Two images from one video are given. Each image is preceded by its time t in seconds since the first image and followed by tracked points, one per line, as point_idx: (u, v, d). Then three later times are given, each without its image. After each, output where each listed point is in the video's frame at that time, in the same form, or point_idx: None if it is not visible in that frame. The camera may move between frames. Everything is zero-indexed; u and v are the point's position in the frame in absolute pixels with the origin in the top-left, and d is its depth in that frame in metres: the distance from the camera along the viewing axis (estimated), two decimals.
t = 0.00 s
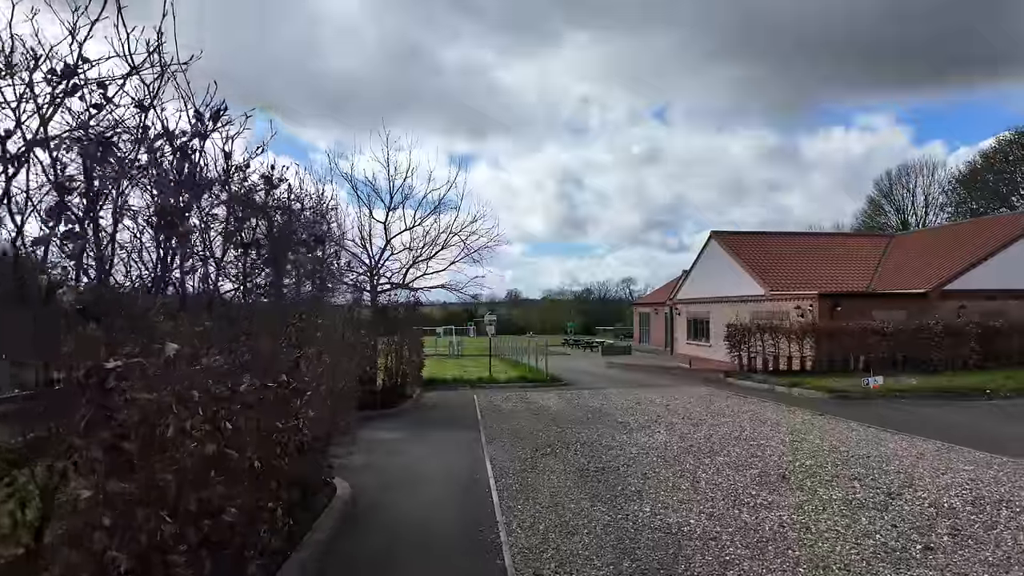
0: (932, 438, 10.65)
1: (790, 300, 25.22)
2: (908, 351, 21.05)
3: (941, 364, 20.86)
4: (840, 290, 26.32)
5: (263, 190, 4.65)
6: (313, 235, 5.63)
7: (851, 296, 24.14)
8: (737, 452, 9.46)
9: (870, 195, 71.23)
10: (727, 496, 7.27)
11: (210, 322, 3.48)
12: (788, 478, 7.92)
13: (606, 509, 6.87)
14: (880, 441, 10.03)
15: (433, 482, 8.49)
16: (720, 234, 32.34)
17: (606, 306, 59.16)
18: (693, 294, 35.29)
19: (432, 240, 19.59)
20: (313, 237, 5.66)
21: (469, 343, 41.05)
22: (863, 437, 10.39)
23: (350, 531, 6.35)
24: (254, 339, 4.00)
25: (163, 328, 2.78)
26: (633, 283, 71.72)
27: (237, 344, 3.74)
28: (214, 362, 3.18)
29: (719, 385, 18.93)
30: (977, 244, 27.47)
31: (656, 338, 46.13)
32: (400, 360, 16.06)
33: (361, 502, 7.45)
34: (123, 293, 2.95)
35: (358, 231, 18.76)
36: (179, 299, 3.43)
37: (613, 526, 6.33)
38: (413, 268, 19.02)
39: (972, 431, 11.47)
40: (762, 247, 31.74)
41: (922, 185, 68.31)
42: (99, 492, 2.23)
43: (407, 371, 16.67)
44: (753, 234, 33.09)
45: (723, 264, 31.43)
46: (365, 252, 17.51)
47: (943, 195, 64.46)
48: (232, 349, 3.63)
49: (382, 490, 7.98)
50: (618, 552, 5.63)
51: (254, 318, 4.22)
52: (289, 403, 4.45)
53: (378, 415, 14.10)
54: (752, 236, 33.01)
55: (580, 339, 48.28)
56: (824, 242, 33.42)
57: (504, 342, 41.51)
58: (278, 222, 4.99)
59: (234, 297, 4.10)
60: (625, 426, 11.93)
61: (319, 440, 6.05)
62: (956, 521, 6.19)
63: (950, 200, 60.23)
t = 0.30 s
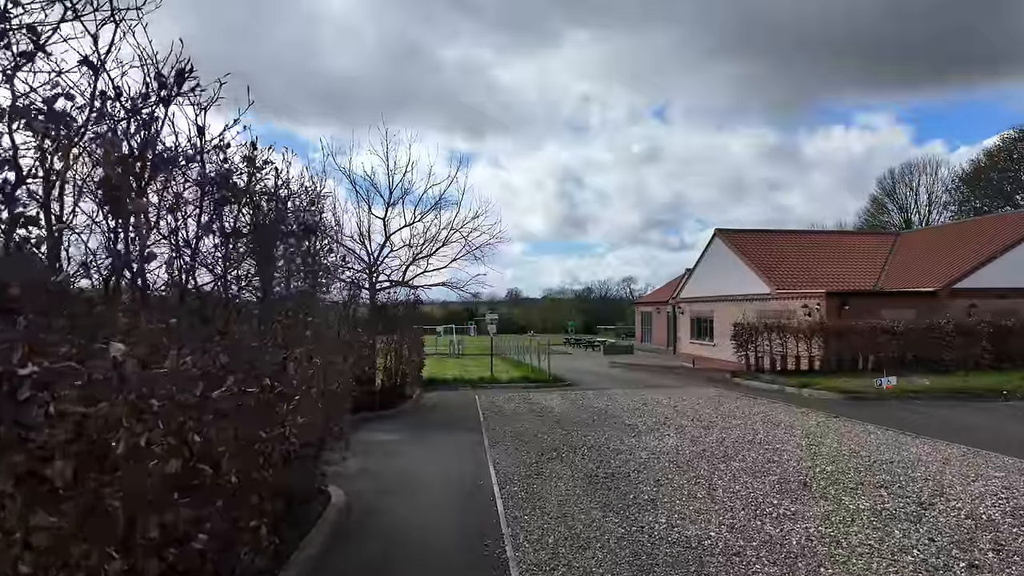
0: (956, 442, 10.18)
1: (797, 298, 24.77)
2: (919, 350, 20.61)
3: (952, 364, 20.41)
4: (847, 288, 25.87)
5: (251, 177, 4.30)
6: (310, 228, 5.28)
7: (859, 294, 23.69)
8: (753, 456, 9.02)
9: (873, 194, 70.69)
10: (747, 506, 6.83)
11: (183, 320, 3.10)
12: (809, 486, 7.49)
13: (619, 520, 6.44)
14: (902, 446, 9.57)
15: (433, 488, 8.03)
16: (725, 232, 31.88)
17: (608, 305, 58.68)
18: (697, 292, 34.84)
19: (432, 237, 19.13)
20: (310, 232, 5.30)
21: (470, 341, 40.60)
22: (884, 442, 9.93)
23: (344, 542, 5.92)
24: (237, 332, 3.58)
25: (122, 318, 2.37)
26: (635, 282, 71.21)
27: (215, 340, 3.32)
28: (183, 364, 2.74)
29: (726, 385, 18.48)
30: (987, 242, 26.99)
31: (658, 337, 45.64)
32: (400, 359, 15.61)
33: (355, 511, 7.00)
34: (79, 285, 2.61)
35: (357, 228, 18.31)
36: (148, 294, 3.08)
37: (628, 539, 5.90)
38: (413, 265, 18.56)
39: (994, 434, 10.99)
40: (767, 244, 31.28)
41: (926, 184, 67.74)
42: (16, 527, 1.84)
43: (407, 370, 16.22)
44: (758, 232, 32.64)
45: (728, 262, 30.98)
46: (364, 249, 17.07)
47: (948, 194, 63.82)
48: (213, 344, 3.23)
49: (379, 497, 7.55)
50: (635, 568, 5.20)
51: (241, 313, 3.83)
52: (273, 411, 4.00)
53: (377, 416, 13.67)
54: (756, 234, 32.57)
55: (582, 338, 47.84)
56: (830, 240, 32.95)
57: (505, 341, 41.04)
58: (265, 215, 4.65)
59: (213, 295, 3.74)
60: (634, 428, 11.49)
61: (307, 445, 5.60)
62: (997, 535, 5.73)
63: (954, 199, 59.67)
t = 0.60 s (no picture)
0: (982, 448, 9.72)
1: (805, 297, 24.30)
2: (931, 351, 20.14)
3: (965, 365, 19.96)
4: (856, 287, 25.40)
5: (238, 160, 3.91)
6: (305, 220, 4.91)
7: (868, 293, 23.22)
8: (772, 464, 8.57)
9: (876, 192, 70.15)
10: (772, 520, 6.38)
11: (152, 320, 2.70)
12: (836, 497, 7.03)
13: (636, 537, 6.00)
14: (928, 453, 9.11)
15: (434, 497, 7.58)
16: (730, 230, 31.42)
17: (609, 304, 58.18)
18: (701, 291, 34.37)
19: (433, 234, 18.66)
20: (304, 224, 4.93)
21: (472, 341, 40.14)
22: (907, 448, 9.47)
23: (339, 559, 5.48)
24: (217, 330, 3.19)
25: (68, 315, 1.96)
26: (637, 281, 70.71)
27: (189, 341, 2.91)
28: (147, 374, 2.27)
29: (735, 387, 18.01)
30: (997, 240, 26.50)
31: (661, 337, 45.15)
32: (400, 360, 15.15)
33: (352, 523, 6.56)
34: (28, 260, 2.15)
35: (356, 225, 17.84)
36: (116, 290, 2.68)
37: (647, 558, 5.46)
38: (413, 263, 18.10)
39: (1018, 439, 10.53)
40: (772, 243, 30.82)
41: (929, 182, 67.22)
42: None
43: (408, 371, 15.77)
44: (763, 230, 32.19)
45: (732, 261, 30.50)
46: (363, 246, 16.63)
47: (951, 192, 63.31)
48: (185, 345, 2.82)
49: (378, 508, 7.12)
50: None
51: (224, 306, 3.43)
52: (256, 423, 3.56)
53: (377, 419, 13.23)
54: (762, 232, 32.12)
55: (584, 338, 47.36)
56: (835, 238, 32.49)
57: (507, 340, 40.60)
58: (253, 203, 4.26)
59: (196, 292, 3.34)
60: (643, 433, 11.04)
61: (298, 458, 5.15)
62: None
63: (958, 197, 59.14)
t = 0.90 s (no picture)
0: (1008, 451, 9.28)
1: (811, 295, 23.88)
2: (941, 350, 19.72)
3: (976, 364, 19.54)
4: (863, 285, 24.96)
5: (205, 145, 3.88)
6: (300, 209, 4.64)
7: (876, 291, 22.79)
8: (789, 470, 8.13)
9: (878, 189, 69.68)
10: (797, 532, 5.93)
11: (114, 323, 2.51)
12: (862, 506, 6.60)
13: (651, 550, 5.58)
14: (952, 456, 8.67)
15: (434, 503, 7.16)
16: (734, 227, 31.01)
17: (611, 302, 57.75)
18: (704, 289, 33.97)
19: (433, 231, 18.23)
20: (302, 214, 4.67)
21: (473, 339, 39.71)
22: (930, 451, 9.03)
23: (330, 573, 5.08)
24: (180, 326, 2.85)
25: None
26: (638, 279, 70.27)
27: (139, 340, 2.56)
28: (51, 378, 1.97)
29: (742, 387, 17.59)
30: (1006, 237, 26.04)
31: (663, 335, 44.74)
32: (399, 359, 14.73)
33: (345, 533, 6.13)
34: None
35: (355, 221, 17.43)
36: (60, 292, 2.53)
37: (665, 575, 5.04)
38: (413, 261, 17.68)
39: None
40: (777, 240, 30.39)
41: (932, 179, 66.73)
42: None
43: (407, 370, 15.35)
44: (768, 227, 31.76)
45: (737, 259, 30.08)
46: (361, 243, 16.22)
47: (954, 190, 62.82)
48: (133, 345, 2.48)
49: (374, 514, 6.72)
50: None
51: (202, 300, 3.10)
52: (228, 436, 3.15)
53: (375, 420, 12.83)
54: (766, 229, 31.69)
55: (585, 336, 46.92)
56: (840, 235, 32.05)
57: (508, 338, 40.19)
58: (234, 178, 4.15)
59: (164, 288, 3.11)
60: (651, 435, 10.64)
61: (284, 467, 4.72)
62: None
63: (961, 195, 58.66)
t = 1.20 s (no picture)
0: None
1: (819, 293, 23.37)
2: (952, 349, 19.23)
3: (988, 364, 19.06)
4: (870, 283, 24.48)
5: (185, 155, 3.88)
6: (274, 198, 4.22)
7: (885, 288, 22.29)
8: (807, 479, 7.64)
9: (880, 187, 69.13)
10: (827, 550, 5.45)
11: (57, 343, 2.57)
12: (894, 520, 6.10)
13: (667, 571, 5.10)
14: (980, 464, 8.18)
15: (430, 516, 6.67)
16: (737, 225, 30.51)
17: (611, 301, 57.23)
18: (707, 288, 33.47)
19: (431, 227, 17.73)
20: (283, 204, 4.32)
21: (472, 338, 39.19)
22: (956, 458, 8.54)
23: None
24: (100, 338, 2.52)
25: None
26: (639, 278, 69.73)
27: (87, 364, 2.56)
28: None
29: (749, 388, 17.09)
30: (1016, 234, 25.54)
31: (665, 335, 44.22)
32: (397, 360, 14.25)
33: (334, 552, 5.64)
34: None
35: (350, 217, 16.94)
36: None
37: None
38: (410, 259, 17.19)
39: None
40: (782, 238, 29.89)
41: (935, 177, 66.17)
42: None
43: (405, 371, 14.86)
44: (772, 225, 31.26)
45: (741, 257, 29.58)
46: (357, 240, 15.72)
47: (957, 187, 62.29)
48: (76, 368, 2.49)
49: (365, 529, 6.21)
50: None
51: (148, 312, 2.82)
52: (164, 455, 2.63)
53: (371, 423, 12.35)
54: (770, 226, 31.18)
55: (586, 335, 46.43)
56: (846, 233, 31.53)
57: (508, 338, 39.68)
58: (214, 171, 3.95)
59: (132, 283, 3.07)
60: (658, 440, 10.16)
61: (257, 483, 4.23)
62: None
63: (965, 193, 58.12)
